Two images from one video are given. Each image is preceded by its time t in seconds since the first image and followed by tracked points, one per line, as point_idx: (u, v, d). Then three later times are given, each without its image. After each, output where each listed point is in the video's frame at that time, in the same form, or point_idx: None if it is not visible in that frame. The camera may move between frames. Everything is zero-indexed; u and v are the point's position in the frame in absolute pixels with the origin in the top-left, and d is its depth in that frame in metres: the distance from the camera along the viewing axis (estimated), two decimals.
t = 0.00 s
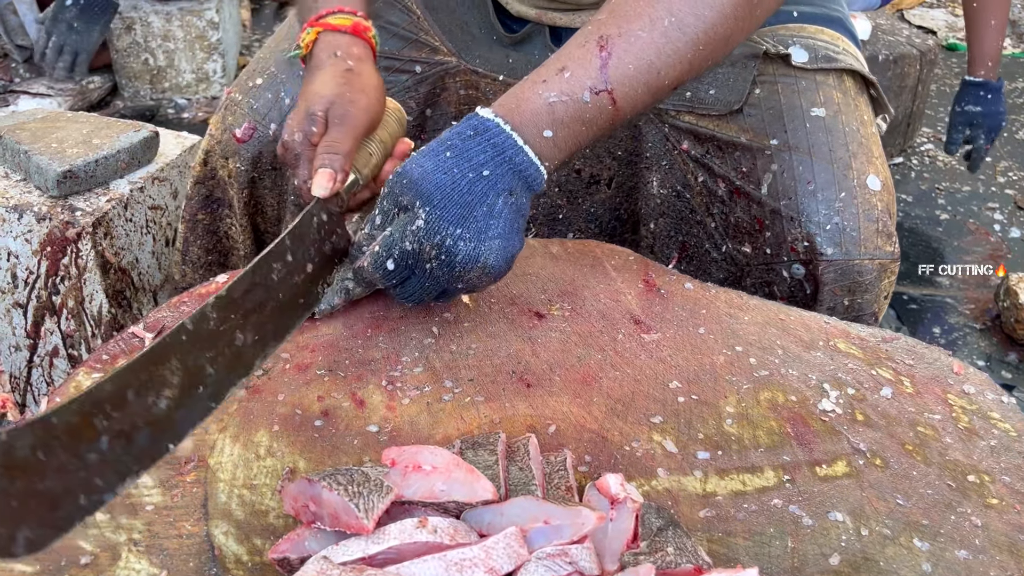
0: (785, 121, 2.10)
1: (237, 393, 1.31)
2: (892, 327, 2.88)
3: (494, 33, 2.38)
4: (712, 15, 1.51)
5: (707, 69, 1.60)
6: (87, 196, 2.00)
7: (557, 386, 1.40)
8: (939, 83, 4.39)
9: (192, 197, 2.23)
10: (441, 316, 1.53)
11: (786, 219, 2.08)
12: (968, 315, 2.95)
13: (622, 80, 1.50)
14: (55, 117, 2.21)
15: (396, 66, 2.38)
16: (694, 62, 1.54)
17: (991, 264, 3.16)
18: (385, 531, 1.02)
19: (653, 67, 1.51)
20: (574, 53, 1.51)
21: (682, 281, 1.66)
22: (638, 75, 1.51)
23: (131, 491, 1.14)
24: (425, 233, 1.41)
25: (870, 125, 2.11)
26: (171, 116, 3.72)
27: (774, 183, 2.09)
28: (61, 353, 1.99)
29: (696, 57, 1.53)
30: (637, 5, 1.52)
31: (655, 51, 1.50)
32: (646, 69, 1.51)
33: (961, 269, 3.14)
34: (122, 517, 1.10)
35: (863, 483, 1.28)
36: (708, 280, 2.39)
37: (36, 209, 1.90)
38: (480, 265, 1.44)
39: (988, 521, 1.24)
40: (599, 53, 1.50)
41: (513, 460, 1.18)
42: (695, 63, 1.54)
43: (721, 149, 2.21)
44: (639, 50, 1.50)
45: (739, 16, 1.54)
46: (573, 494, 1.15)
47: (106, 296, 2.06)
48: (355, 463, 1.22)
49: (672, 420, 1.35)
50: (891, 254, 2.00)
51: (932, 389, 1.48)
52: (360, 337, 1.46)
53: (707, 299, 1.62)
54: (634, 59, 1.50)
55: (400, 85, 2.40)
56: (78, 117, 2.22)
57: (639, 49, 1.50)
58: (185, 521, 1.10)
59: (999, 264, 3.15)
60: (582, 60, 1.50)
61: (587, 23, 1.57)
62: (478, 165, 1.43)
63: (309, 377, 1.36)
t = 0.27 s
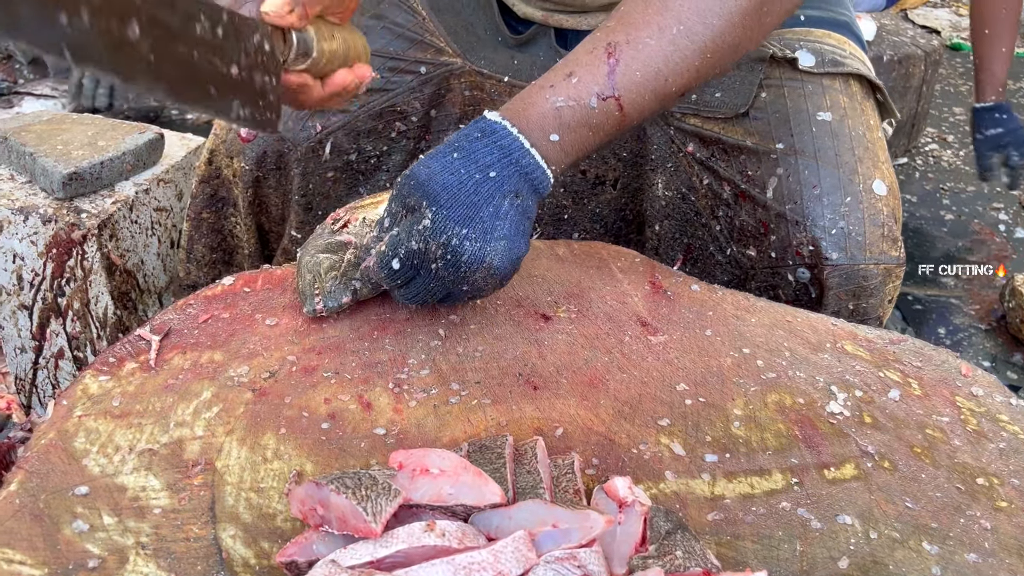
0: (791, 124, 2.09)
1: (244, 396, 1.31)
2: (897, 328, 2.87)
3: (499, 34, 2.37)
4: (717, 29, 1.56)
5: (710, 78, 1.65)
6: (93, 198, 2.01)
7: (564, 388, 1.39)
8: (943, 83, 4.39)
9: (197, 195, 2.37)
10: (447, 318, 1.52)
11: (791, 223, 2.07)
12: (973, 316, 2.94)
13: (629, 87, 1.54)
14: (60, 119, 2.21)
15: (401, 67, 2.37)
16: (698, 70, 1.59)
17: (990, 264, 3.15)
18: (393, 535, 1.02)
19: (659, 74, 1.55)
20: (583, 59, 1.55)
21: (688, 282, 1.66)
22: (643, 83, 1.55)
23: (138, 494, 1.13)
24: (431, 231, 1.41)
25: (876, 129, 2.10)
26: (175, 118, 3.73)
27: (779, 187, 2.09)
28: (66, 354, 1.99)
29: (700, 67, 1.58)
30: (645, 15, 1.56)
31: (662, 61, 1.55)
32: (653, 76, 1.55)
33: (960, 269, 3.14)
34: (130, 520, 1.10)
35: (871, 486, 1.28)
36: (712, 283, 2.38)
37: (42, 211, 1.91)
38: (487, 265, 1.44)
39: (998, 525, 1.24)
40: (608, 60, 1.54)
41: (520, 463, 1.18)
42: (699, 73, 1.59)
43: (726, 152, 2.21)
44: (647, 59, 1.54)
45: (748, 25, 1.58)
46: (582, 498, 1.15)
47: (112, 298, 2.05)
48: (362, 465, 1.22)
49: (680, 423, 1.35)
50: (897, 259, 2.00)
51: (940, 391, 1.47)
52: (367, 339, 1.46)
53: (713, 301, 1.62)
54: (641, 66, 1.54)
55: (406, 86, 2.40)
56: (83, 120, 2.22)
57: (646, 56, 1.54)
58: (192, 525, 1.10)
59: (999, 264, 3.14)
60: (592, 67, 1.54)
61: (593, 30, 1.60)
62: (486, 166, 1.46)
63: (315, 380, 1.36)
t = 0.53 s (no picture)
0: (797, 124, 2.09)
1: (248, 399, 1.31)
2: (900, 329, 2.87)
3: (503, 36, 2.38)
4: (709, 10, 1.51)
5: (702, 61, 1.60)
6: (97, 201, 2.01)
7: (568, 391, 1.39)
8: (946, 83, 4.38)
9: (202, 197, 2.25)
10: (451, 321, 1.53)
11: (797, 223, 2.07)
12: (976, 317, 2.93)
13: (616, 65, 1.50)
14: (64, 122, 2.21)
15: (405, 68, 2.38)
16: (689, 55, 1.54)
17: (990, 264, 3.15)
18: (397, 538, 1.02)
19: (648, 56, 1.51)
20: (571, 35, 1.51)
21: (691, 284, 1.66)
22: (631, 62, 1.51)
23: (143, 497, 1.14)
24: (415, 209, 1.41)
25: (881, 129, 2.11)
26: (178, 120, 3.74)
27: (786, 186, 2.08)
28: (70, 357, 2.01)
29: (690, 50, 1.53)
30: None
31: (651, 41, 1.50)
32: (641, 58, 1.51)
33: (959, 269, 3.13)
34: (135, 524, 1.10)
35: (875, 489, 1.28)
36: (717, 283, 2.38)
37: (46, 214, 1.90)
38: (475, 236, 1.44)
39: (1002, 527, 1.24)
40: (596, 36, 1.50)
41: (524, 466, 1.18)
42: (690, 56, 1.55)
43: (731, 152, 2.20)
44: (635, 37, 1.50)
45: (738, 15, 1.53)
46: (586, 501, 1.15)
47: (116, 300, 2.07)
48: (366, 468, 1.22)
49: (683, 425, 1.35)
50: (902, 258, 2.00)
51: (943, 393, 1.47)
52: (370, 342, 1.46)
53: (717, 303, 1.62)
54: (629, 45, 1.50)
55: (411, 87, 2.38)
56: (88, 122, 2.22)
57: (635, 37, 1.49)
58: (197, 528, 1.10)
59: (999, 264, 3.14)
60: (578, 43, 1.50)
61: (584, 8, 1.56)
62: (465, 138, 1.43)
63: (319, 383, 1.36)
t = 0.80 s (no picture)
0: (793, 125, 2.09)
1: (250, 400, 1.32)
2: (902, 330, 2.87)
3: (501, 35, 2.38)
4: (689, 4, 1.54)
5: (686, 54, 1.63)
6: (99, 204, 2.02)
7: (567, 392, 1.40)
8: (948, 83, 4.38)
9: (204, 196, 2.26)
10: (451, 323, 1.53)
11: (794, 223, 2.07)
12: (978, 317, 2.93)
13: (605, 63, 1.52)
14: (67, 125, 2.23)
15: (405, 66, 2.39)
16: (675, 46, 1.57)
17: (991, 263, 3.15)
18: (397, 539, 1.03)
19: (636, 50, 1.53)
20: (557, 38, 1.53)
21: (691, 286, 1.67)
22: (620, 58, 1.53)
23: (145, 498, 1.14)
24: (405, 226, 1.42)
25: (878, 130, 2.11)
26: (180, 122, 3.75)
27: (782, 187, 2.09)
28: (73, 358, 2.02)
29: (677, 41, 1.56)
30: None
31: (636, 37, 1.53)
32: (630, 53, 1.53)
33: (960, 269, 3.13)
34: (137, 525, 1.11)
35: (874, 490, 1.28)
36: (715, 282, 2.38)
37: (49, 217, 1.91)
38: (465, 253, 1.45)
39: (1000, 527, 1.24)
40: (582, 36, 1.51)
41: (524, 468, 1.19)
42: (677, 48, 1.57)
43: (727, 152, 2.20)
44: (620, 34, 1.52)
45: None
46: (584, 502, 1.16)
47: (118, 302, 2.08)
48: (366, 469, 1.23)
49: (682, 426, 1.36)
50: (899, 258, 2.00)
51: (942, 394, 1.48)
52: (371, 344, 1.47)
53: (716, 305, 1.63)
54: (617, 41, 1.52)
55: (410, 86, 2.40)
56: (90, 126, 2.24)
57: (622, 32, 1.52)
58: (199, 529, 1.11)
59: (999, 264, 3.14)
60: (564, 44, 1.52)
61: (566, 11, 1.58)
62: (456, 154, 1.44)
63: (320, 385, 1.37)
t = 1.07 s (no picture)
0: (793, 126, 2.10)
1: (254, 403, 1.33)
2: (903, 331, 2.88)
3: (502, 38, 2.40)
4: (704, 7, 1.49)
5: (704, 56, 1.58)
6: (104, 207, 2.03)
7: (568, 394, 1.41)
8: (949, 83, 4.38)
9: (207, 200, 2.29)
10: (453, 326, 1.55)
11: (794, 224, 2.08)
12: (979, 317, 2.94)
13: (618, 73, 1.49)
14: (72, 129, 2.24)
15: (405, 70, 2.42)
16: (689, 49, 1.52)
17: (991, 264, 3.15)
18: (400, 540, 1.04)
19: (648, 57, 1.49)
20: (570, 48, 1.50)
21: (691, 288, 1.68)
22: (633, 66, 1.49)
23: (150, 500, 1.16)
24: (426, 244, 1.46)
25: (877, 130, 2.12)
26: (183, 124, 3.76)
27: (783, 188, 2.10)
28: (78, 361, 2.05)
29: (691, 45, 1.51)
30: None
31: (648, 45, 1.49)
32: (641, 60, 1.49)
33: (960, 270, 3.14)
34: (142, 526, 1.12)
35: (873, 490, 1.29)
36: (717, 283, 2.39)
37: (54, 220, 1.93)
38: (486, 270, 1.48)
39: (998, 528, 1.25)
40: (593, 46, 1.49)
41: (525, 469, 1.20)
42: (692, 51, 1.53)
43: (728, 154, 2.22)
44: (632, 42, 1.48)
45: None
46: (585, 503, 1.17)
47: (123, 305, 2.10)
48: (369, 471, 1.24)
49: (683, 427, 1.37)
50: (900, 258, 2.00)
51: (941, 395, 1.49)
52: (374, 346, 1.48)
53: (717, 307, 1.64)
54: (628, 49, 1.48)
55: (411, 88, 2.43)
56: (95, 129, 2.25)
57: (633, 39, 1.48)
58: (203, 531, 1.12)
59: (999, 264, 3.15)
60: (577, 54, 1.49)
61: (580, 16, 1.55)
62: (473, 173, 1.45)
63: (323, 387, 1.38)
